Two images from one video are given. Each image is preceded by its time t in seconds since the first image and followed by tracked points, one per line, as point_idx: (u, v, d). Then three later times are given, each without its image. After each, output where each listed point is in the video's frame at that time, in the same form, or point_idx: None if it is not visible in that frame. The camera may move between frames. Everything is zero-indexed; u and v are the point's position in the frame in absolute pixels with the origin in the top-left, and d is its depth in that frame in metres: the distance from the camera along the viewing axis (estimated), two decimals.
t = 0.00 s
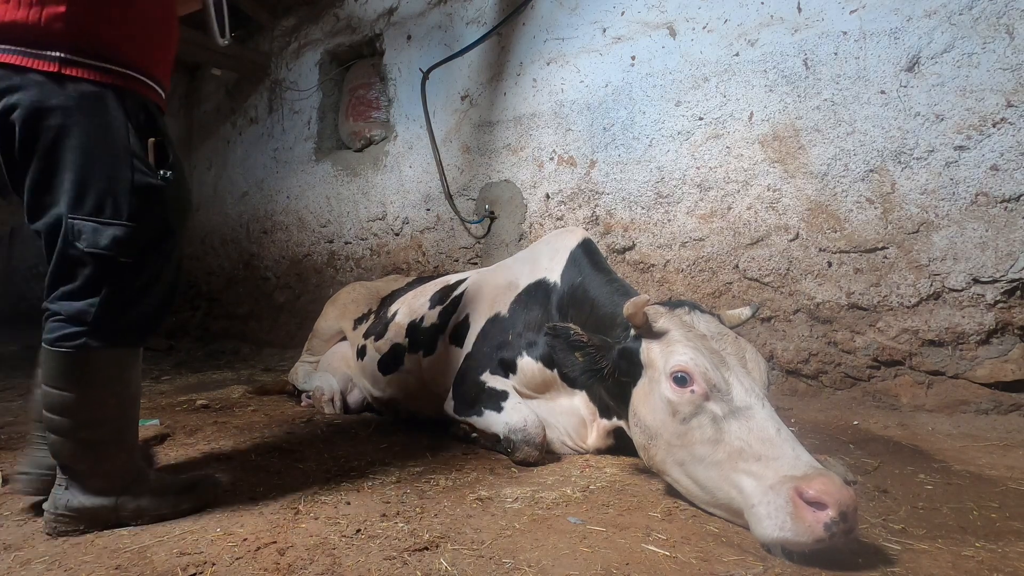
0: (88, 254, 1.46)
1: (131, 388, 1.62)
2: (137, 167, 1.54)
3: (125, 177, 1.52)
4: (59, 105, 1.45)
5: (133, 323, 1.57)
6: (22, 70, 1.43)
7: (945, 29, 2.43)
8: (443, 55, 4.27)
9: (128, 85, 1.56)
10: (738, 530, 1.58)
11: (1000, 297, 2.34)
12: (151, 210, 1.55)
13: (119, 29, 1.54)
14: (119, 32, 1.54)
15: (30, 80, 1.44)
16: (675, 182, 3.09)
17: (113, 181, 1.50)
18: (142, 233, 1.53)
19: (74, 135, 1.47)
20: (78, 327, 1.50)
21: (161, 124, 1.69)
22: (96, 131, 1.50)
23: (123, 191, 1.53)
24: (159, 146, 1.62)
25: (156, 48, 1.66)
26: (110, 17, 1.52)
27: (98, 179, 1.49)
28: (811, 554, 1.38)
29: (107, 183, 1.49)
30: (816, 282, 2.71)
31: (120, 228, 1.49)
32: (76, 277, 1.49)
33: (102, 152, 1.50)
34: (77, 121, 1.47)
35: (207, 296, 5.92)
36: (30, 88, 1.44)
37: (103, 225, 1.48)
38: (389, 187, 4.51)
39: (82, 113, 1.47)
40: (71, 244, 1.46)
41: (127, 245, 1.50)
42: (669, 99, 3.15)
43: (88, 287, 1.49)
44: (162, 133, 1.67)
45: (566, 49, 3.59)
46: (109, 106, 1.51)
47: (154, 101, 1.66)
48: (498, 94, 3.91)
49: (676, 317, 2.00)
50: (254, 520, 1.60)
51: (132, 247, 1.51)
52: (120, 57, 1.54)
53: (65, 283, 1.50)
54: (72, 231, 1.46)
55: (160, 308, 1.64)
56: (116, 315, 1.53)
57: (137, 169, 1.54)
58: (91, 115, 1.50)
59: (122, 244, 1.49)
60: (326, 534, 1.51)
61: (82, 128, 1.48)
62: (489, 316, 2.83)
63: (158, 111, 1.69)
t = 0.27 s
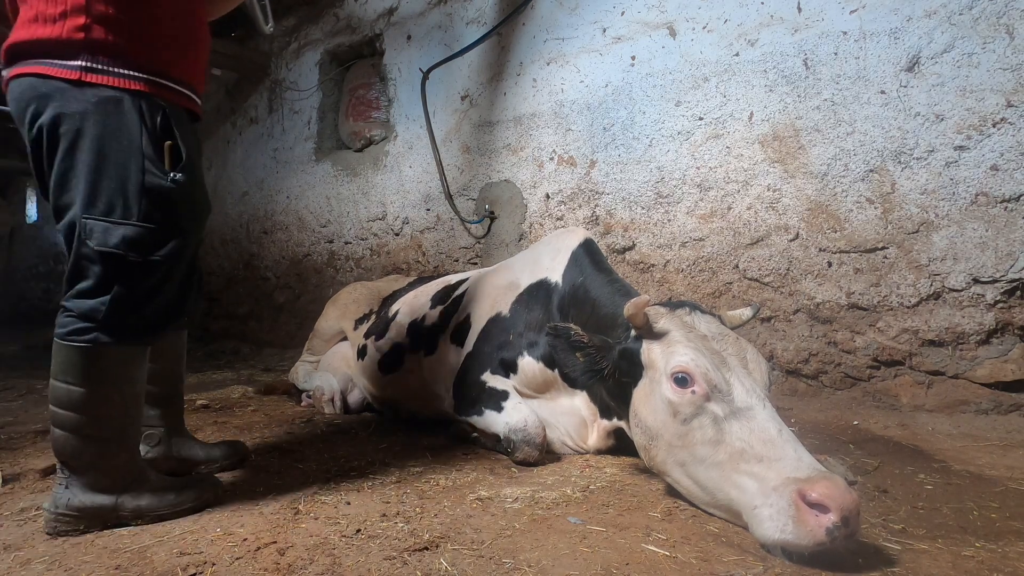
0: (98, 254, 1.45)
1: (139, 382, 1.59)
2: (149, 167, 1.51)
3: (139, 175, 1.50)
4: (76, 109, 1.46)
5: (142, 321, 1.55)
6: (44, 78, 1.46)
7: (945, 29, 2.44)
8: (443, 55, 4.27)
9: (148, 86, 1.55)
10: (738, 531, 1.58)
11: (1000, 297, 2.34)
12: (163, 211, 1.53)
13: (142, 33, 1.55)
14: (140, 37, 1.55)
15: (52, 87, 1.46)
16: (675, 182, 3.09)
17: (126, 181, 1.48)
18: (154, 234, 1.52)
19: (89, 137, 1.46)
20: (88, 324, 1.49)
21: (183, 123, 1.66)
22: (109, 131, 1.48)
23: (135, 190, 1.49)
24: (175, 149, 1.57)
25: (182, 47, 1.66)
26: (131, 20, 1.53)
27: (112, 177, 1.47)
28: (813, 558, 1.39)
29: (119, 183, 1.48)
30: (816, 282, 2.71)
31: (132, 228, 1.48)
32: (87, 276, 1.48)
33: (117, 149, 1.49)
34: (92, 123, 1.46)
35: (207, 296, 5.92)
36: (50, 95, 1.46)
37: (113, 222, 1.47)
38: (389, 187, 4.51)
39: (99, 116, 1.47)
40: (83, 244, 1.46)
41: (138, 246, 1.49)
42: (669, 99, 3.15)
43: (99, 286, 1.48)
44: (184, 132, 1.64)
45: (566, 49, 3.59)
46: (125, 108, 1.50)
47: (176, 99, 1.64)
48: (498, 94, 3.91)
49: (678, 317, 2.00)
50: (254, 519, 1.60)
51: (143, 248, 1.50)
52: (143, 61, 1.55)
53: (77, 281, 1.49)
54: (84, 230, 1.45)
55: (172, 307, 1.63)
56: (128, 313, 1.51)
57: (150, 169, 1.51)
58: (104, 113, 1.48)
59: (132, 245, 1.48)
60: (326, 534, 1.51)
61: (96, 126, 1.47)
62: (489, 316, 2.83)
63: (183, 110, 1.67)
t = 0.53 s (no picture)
0: (123, 253, 1.51)
1: (149, 379, 1.64)
2: (172, 171, 1.58)
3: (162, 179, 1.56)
4: (108, 119, 1.55)
5: (164, 318, 1.60)
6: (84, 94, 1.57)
7: (945, 29, 2.44)
8: (443, 55, 4.27)
9: (171, 93, 1.63)
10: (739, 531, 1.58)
11: (1000, 297, 2.34)
12: (186, 213, 1.59)
13: (160, 41, 1.63)
14: (158, 44, 1.63)
15: (91, 100, 1.57)
16: (675, 182, 3.09)
17: (150, 184, 1.54)
18: (177, 235, 1.58)
19: (118, 143, 1.54)
20: (112, 320, 1.54)
21: (210, 131, 1.73)
22: (135, 137, 1.56)
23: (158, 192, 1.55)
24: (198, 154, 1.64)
25: (201, 52, 1.73)
26: (149, 31, 1.62)
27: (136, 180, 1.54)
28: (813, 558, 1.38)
29: (144, 185, 1.54)
30: (816, 282, 2.71)
31: (156, 229, 1.54)
32: (113, 274, 1.54)
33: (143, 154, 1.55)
34: (119, 131, 1.55)
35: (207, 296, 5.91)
36: (89, 109, 1.57)
37: (137, 223, 1.53)
38: (389, 187, 4.51)
39: (128, 124, 1.56)
40: (110, 243, 1.53)
41: (161, 246, 1.55)
42: (669, 99, 3.15)
43: (125, 285, 1.54)
44: (207, 138, 1.71)
45: (566, 49, 3.59)
46: (151, 117, 1.58)
47: (202, 106, 1.71)
48: (498, 94, 3.91)
49: (677, 317, 2.00)
50: (254, 519, 1.60)
51: (165, 248, 1.56)
52: (162, 68, 1.63)
53: (106, 280, 1.56)
54: (111, 231, 1.52)
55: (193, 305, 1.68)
56: (150, 310, 1.56)
57: (172, 173, 1.58)
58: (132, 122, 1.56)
59: (156, 245, 1.54)
60: (326, 534, 1.51)
61: (124, 134, 1.55)
62: (490, 316, 2.83)
63: (209, 115, 1.74)
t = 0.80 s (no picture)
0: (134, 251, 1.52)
1: (154, 376, 1.64)
2: (182, 171, 1.59)
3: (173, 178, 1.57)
4: (120, 121, 1.57)
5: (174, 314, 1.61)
6: (100, 98, 1.60)
7: (945, 29, 2.44)
8: (443, 55, 4.27)
9: (183, 94, 1.64)
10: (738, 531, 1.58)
11: (1000, 297, 2.34)
12: (196, 211, 1.60)
13: (170, 43, 1.64)
14: (169, 46, 1.64)
15: (105, 104, 1.60)
16: (675, 182, 3.09)
17: (160, 183, 1.55)
18: (187, 233, 1.58)
19: (130, 144, 1.56)
20: (122, 317, 1.55)
21: (222, 132, 1.74)
22: (147, 138, 1.57)
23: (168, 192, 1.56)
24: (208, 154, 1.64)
25: (215, 54, 1.73)
26: (158, 33, 1.62)
27: (148, 180, 1.55)
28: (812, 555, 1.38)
29: (155, 185, 1.55)
30: (816, 282, 2.71)
31: (166, 228, 1.55)
32: (125, 272, 1.56)
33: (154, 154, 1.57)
34: (132, 132, 1.56)
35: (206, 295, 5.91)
36: (103, 113, 1.60)
37: (148, 222, 1.54)
38: (389, 188, 4.51)
39: (139, 125, 1.57)
40: (122, 241, 1.54)
41: (171, 245, 1.55)
42: (669, 99, 3.15)
43: (136, 282, 1.55)
44: (219, 139, 1.72)
45: (566, 49, 3.59)
46: (162, 117, 1.59)
47: (215, 106, 1.72)
48: (498, 94, 3.91)
49: (675, 316, 2.00)
50: (254, 519, 1.59)
51: (175, 246, 1.56)
52: (173, 70, 1.64)
53: (118, 278, 1.57)
54: (123, 229, 1.54)
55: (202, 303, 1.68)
56: (160, 307, 1.57)
57: (183, 172, 1.59)
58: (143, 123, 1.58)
59: (166, 243, 1.55)
60: (326, 534, 1.51)
61: (136, 134, 1.56)
62: (489, 316, 2.83)
63: (223, 115, 1.75)
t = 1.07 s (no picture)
0: (136, 248, 1.53)
1: (158, 373, 1.64)
2: (184, 169, 1.58)
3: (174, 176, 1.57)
4: (124, 122, 1.58)
5: (177, 311, 1.61)
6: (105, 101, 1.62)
7: (945, 29, 2.43)
8: (443, 55, 4.27)
9: (185, 95, 1.64)
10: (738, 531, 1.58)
11: (1000, 297, 2.34)
12: (198, 209, 1.60)
13: (173, 44, 1.64)
14: (171, 48, 1.64)
15: (110, 107, 1.61)
16: (675, 182, 3.09)
17: (162, 181, 1.56)
18: (188, 230, 1.58)
19: (133, 144, 1.56)
20: (125, 313, 1.56)
21: (224, 132, 1.74)
22: (149, 137, 1.57)
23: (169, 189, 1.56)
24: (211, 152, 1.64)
25: (218, 56, 1.73)
26: (161, 35, 1.63)
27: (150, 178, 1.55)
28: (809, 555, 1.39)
29: (157, 183, 1.55)
30: (816, 282, 2.71)
31: (167, 225, 1.55)
32: (129, 269, 1.56)
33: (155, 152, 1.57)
34: (135, 132, 1.57)
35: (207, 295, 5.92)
36: (108, 114, 1.61)
37: (150, 219, 1.54)
38: (389, 187, 4.51)
39: (142, 124, 1.58)
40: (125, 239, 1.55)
41: (172, 241, 1.55)
42: (669, 99, 3.15)
43: (139, 279, 1.56)
44: (221, 137, 1.71)
45: (566, 49, 3.59)
46: (163, 117, 1.59)
47: (218, 108, 1.72)
48: (498, 94, 3.91)
49: (674, 316, 2.00)
50: (254, 519, 1.60)
51: (176, 243, 1.56)
52: (175, 72, 1.64)
53: (122, 275, 1.58)
54: (126, 227, 1.54)
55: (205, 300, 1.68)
56: (162, 304, 1.57)
57: (184, 170, 1.58)
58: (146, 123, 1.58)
59: (167, 240, 1.55)
60: (326, 534, 1.51)
61: (138, 134, 1.57)
62: (490, 316, 2.83)
63: (226, 117, 1.76)
